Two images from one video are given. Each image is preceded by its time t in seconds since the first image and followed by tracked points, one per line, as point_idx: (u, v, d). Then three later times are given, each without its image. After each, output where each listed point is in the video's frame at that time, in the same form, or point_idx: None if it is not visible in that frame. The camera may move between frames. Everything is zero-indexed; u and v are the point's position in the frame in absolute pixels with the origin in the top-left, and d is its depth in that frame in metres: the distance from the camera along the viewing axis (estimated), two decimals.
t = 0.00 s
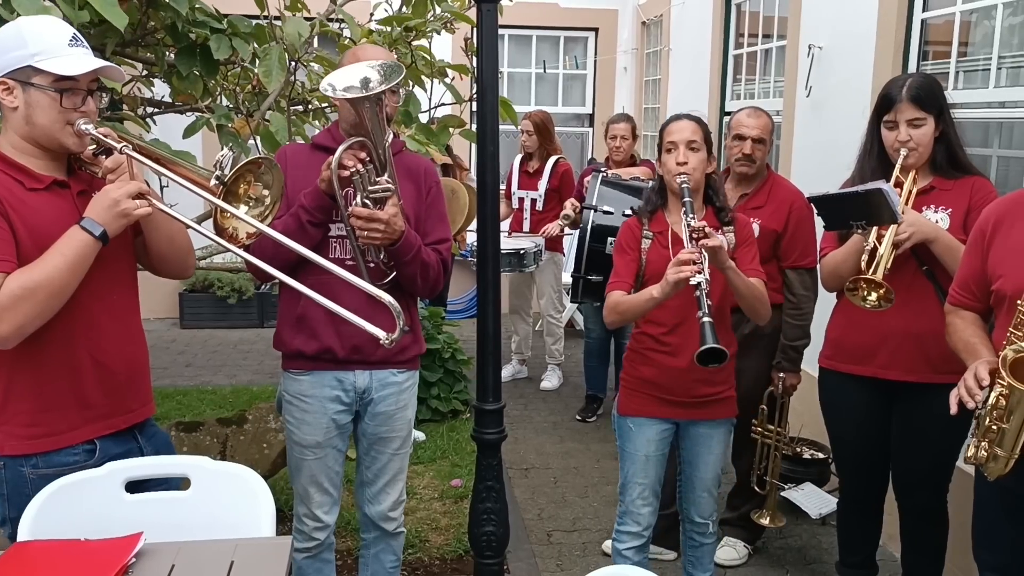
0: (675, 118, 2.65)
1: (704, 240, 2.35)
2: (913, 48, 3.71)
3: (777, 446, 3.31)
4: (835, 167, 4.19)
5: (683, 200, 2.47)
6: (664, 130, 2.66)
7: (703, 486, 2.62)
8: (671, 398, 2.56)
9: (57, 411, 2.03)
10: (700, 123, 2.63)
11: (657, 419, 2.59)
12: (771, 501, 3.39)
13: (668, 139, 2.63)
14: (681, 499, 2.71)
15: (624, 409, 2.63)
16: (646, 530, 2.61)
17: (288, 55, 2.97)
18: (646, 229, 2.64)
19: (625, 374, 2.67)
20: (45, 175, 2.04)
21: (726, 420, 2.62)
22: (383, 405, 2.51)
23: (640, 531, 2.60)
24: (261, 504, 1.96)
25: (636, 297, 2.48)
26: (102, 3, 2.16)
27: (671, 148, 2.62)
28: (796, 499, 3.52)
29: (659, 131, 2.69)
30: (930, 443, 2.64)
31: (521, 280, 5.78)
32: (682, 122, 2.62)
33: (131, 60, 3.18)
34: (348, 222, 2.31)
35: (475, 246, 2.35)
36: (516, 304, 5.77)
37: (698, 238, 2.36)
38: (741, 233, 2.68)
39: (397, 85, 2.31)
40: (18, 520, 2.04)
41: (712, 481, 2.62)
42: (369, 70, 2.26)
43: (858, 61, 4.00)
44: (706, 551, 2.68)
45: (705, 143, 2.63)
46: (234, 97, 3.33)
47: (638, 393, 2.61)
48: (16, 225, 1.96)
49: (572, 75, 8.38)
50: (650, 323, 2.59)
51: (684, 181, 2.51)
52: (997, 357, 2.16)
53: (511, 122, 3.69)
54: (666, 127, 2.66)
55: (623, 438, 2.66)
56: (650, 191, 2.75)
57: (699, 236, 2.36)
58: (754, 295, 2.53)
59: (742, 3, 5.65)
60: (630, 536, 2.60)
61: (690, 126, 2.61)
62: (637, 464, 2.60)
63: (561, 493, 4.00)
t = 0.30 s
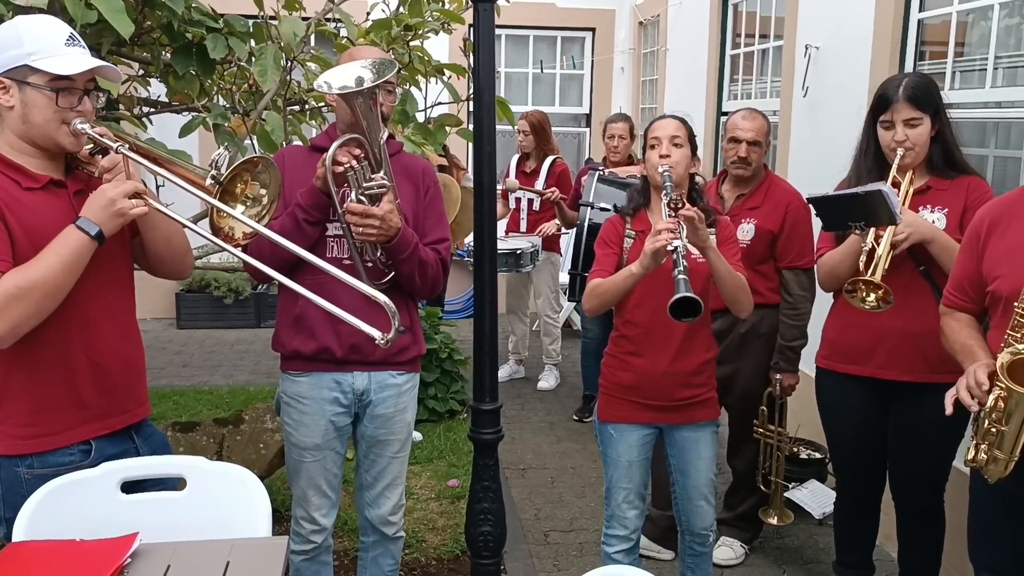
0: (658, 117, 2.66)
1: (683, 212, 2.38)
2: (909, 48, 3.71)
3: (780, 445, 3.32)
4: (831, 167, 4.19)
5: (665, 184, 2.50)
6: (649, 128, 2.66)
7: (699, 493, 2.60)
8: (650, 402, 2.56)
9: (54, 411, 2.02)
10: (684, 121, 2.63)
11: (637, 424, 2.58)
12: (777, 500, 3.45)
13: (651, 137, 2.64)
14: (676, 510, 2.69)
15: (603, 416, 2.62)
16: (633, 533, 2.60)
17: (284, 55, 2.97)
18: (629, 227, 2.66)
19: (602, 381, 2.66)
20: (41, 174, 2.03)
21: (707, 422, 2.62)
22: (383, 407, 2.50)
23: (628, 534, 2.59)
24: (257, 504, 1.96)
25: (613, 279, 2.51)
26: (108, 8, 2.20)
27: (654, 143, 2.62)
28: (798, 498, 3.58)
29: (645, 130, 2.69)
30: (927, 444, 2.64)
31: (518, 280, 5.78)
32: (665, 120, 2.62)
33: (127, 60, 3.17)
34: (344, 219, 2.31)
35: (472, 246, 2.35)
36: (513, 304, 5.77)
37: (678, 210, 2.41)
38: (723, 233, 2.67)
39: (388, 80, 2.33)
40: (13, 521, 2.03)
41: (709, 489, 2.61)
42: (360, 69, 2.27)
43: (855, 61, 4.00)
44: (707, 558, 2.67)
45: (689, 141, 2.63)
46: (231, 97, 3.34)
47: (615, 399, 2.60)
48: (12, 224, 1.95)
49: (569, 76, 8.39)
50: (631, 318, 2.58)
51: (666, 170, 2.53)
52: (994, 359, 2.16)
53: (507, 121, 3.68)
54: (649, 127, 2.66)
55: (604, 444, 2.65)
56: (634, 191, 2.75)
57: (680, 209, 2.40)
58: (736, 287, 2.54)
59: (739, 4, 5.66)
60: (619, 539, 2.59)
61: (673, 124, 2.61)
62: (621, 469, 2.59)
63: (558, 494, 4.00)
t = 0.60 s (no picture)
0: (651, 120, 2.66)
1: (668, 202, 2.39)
2: (905, 48, 3.71)
3: (772, 445, 3.36)
4: (827, 167, 4.20)
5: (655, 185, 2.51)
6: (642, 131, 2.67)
7: (697, 508, 2.52)
8: (644, 403, 2.56)
9: (49, 412, 2.02)
10: (677, 124, 2.65)
11: (634, 425, 2.58)
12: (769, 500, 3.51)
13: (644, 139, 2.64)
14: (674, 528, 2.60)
15: (599, 417, 2.62)
16: (632, 541, 2.59)
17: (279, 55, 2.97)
18: (622, 227, 2.68)
19: (597, 382, 2.66)
20: (35, 175, 2.03)
21: (705, 422, 2.60)
22: (380, 407, 2.50)
23: (626, 541, 2.58)
24: (253, 504, 1.96)
25: (600, 270, 2.55)
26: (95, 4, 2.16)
27: (647, 144, 2.62)
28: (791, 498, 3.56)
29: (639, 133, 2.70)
30: (925, 443, 2.64)
31: (515, 280, 5.78)
32: (659, 123, 2.63)
33: (122, 60, 3.17)
34: (341, 218, 2.31)
35: (468, 246, 2.35)
36: (509, 304, 5.77)
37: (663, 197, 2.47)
38: (715, 235, 2.70)
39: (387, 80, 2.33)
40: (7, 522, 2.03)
41: (708, 505, 2.53)
42: (359, 69, 2.27)
43: (850, 61, 4.01)
44: None
45: (682, 143, 2.63)
46: (226, 97, 3.35)
47: (610, 399, 2.61)
48: (6, 225, 1.95)
49: (565, 76, 8.39)
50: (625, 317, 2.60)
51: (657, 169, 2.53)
52: (987, 357, 2.16)
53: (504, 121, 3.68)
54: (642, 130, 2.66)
55: (601, 447, 2.64)
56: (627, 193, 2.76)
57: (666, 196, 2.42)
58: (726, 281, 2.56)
59: (735, 3, 5.66)
60: (618, 547, 2.58)
61: (667, 127, 2.62)
62: (617, 473, 2.58)
63: (555, 493, 4.00)
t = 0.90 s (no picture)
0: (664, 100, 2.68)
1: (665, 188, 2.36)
2: (899, 47, 3.72)
3: (763, 445, 3.31)
4: (821, 167, 4.20)
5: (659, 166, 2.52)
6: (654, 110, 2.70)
7: (689, 485, 2.58)
8: (650, 383, 2.57)
9: (42, 414, 2.01)
10: (687, 104, 2.66)
11: (636, 405, 2.60)
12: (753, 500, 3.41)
13: (655, 119, 2.66)
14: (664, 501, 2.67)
15: (603, 395, 2.64)
16: (632, 527, 2.59)
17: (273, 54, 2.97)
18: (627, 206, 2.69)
19: (603, 360, 2.68)
20: (26, 175, 2.02)
21: (708, 406, 2.63)
22: (376, 407, 2.49)
23: (627, 527, 2.58)
24: (246, 504, 1.95)
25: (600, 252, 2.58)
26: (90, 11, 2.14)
27: (656, 125, 2.65)
28: (775, 499, 3.60)
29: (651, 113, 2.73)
30: (921, 440, 2.64)
31: (510, 280, 5.78)
32: (669, 103, 2.65)
33: (116, 60, 3.16)
34: (336, 220, 2.31)
35: (462, 246, 2.35)
36: (505, 304, 5.77)
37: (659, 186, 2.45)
38: (724, 218, 2.68)
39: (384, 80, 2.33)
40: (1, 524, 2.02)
41: (699, 481, 2.58)
42: (357, 70, 2.27)
43: (844, 60, 4.01)
44: (683, 554, 2.63)
45: (692, 123, 2.65)
46: (220, 97, 3.35)
47: (613, 378, 2.63)
48: None
49: (560, 76, 8.39)
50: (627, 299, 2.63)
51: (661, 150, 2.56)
52: (978, 354, 2.16)
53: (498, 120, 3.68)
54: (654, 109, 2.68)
55: (604, 426, 2.66)
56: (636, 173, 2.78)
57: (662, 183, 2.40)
58: (728, 262, 2.50)
59: (729, 3, 5.66)
60: (619, 533, 2.59)
61: (676, 107, 2.64)
62: (619, 453, 2.60)
63: (550, 493, 4.00)
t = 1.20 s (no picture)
0: (668, 88, 2.66)
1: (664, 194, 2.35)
2: (893, 47, 3.73)
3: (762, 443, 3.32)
4: (816, 166, 4.21)
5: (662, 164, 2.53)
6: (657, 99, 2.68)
7: (673, 468, 2.63)
8: (646, 373, 2.58)
9: (35, 415, 2.01)
10: (691, 93, 2.63)
11: (630, 393, 2.62)
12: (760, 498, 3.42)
13: (659, 108, 2.65)
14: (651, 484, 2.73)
15: (598, 380, 2.67)
16: (617, 513, 2.62)
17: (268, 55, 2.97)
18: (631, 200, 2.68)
19: (601, 348, 2.70)
20: (20, 176, 2.02)
21: (701, 399, 2.63)
22: (371, 407, 2.49)
23: (611, 511, 2.61)
24: (241, 505, 1.95)
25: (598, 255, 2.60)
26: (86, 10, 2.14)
27: (660, 116, 2.64)
28: (779, 497, 3.54)
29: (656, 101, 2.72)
30: (916, 438, 2.65)
31: (505, 280, 5.78)
32: (674, 91, 2.63)
33: (110, 61, 3.16)
34: (332, 220, 2.30)
35: (458, 246, 2.34)
36: (500, 304, 5.77)
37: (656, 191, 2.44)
38: (729, 209, 2.68)
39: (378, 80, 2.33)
40: None
41: (683, 464, 2.63)
42: (348, 70, 2.26)
43: (839, 60, 4.02)
44: (670, 538, 2.70)
45: (696, 113, 2.62)
46: (214, 98, 3.35)
47: (611, 365, 2.65)
48: None
49: (555, 76, 8.39)
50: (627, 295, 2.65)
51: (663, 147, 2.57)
52: (973, 354, 2.16)
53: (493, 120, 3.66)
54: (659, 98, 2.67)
55: (598, 412, 2.69)
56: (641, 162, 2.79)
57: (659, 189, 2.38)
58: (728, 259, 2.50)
59: (724, 3, 5.67)
60: (604, 517, 2.62)
61: (680, 96, 2.62)
62: (609, 440, 2.63)
63: (546, 493, 4.00)
